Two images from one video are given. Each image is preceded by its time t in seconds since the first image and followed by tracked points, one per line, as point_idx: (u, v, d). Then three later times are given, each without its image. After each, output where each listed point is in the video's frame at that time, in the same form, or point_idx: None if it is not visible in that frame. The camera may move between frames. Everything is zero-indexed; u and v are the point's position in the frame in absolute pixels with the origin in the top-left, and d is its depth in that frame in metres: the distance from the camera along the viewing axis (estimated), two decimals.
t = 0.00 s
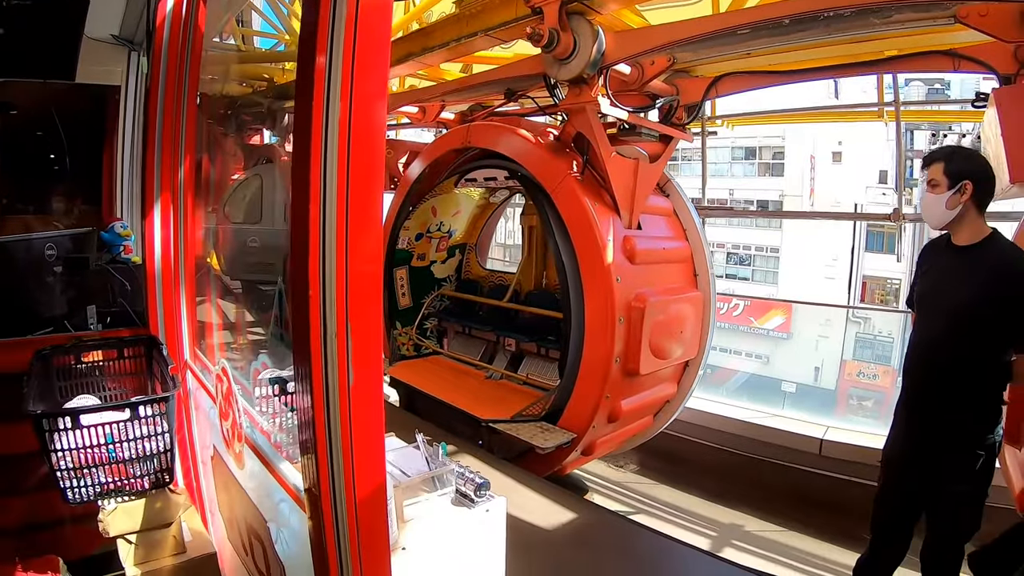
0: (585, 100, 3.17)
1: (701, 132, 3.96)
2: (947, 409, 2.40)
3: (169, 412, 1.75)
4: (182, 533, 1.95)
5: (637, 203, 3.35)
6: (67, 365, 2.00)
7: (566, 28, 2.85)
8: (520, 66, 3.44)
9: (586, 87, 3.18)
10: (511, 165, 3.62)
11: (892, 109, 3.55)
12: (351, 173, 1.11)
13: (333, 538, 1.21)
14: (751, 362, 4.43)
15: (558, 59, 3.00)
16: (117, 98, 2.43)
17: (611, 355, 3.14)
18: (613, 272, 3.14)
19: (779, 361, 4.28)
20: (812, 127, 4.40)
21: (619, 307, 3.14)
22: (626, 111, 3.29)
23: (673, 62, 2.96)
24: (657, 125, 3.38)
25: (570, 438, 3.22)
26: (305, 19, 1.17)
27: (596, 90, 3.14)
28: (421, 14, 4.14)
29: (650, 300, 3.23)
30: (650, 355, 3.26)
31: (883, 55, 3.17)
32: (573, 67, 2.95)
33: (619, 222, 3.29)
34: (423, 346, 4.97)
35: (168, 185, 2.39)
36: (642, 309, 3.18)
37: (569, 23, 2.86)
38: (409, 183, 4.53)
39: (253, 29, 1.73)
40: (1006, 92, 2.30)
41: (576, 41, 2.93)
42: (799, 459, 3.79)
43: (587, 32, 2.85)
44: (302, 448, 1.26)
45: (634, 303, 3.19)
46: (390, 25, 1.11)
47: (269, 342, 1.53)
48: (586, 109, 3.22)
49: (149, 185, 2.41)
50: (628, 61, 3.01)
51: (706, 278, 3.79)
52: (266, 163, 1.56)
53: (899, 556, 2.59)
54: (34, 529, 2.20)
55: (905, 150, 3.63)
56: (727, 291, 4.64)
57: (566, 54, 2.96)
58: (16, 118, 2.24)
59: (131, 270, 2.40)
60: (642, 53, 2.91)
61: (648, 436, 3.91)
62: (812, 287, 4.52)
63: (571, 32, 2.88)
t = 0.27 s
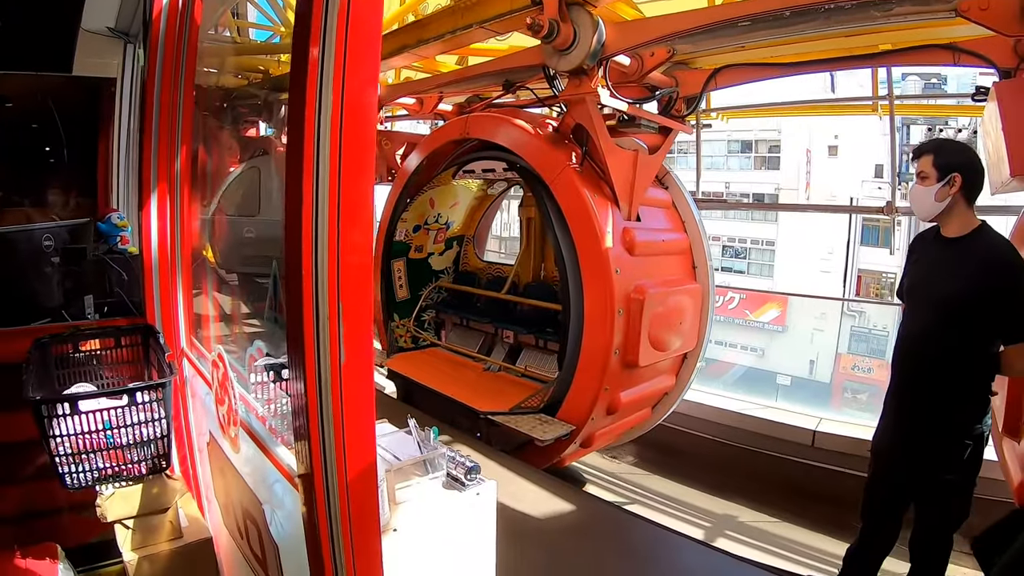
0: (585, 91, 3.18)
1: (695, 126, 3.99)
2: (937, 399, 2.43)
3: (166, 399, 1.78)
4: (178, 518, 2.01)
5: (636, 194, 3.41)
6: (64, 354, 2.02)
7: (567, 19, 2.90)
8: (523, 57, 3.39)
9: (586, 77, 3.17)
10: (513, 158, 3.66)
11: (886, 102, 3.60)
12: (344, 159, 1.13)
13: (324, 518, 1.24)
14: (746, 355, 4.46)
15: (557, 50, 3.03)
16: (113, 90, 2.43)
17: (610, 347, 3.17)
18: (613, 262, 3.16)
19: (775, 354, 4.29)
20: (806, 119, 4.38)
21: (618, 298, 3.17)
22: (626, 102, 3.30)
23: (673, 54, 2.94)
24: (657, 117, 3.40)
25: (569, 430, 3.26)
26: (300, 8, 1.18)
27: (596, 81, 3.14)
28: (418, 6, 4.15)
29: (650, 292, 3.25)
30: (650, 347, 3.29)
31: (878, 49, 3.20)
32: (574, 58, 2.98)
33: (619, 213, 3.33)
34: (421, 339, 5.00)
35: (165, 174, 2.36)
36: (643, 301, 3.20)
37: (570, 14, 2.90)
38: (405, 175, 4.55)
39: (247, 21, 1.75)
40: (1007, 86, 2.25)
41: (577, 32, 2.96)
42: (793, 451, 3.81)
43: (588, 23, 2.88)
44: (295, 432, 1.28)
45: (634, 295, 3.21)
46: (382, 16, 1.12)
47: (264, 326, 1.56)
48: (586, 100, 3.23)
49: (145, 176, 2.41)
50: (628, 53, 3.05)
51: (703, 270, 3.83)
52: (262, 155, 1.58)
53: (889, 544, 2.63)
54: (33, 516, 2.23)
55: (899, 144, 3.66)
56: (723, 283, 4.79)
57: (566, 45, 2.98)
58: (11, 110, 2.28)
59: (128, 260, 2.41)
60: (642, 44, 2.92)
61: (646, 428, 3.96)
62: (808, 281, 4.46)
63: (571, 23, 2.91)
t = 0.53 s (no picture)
0: (583, 81, 3.18)
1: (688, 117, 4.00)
2: (928, 390, 2.44)
3: (157, 389, 1.78)
4: (171, 510, 2.01)
5: (634, 186, 3.39)
6: (58, 347, 2.02)
7: (565, 9, 2.89)
8: (520, 47, 3.37)
9: (586, 67, 3.16)
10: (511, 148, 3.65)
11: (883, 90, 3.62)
12: (325, 153, 1.14)
13: (309, 508, 1.25)
14: (742, 346, 4.48)
15: (556, 39, 3.03)
16: (106, 83, 2.40)
17: (610, 339, 3.18)
18: (612, 253, 3.16)
19: (770, 346, 4.32)
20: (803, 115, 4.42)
21: (617, 290, 3.17)
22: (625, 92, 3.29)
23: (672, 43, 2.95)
24: (656, 107, 3.40)
25: (569, 423, 3.28)
26: None
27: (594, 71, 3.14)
28: None
29: (649, 285, 3.24)
30: (650, 340, 3.30)
31: (872, 40, 3.20)
32: (572, 47, 2.97)
33: (617, 202, 3.32)
34: (420, 330, 5.05)
35: (154, 168, 2.47)
36: (642, 293, 3.20)
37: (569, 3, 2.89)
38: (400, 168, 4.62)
39: (241, 13, 1.80)
40: (1008, 76, 2.25)
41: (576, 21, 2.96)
42: (787, 441, 3.83)
43: (587, 13, 2.89)
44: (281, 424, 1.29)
45: (633, 286, 3.21)
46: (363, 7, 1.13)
47: (254, 314, 1.57)
48: (584, 90, 3.22)
49: (138, 170, 2.47)
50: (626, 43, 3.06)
51: (702, 262, 3.84)
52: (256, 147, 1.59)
53: (881, 534, 2.64)
54: (29, 509, 2.24)
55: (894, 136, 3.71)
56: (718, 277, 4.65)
57: (564, 34, 2.98)
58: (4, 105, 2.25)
59: (120, 253, 2.39)
60: (642, 32, 2.90)
61: (644, 419, 3.95)
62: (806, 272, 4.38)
63: (570, 13, 2.92)
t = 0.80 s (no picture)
0: (586, 75, 3.18)
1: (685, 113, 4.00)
2: (927, 385, 2.45)
3: (156, 388, 1.77)
4: (171, 508, 2.01)
5: (639, 181, 3.41)
6: (56, 345, 2.02)
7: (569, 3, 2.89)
8: (523, 40, 3.36)
9: (590, 61, 3.17)
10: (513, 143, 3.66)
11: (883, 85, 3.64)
12: (323, 151, 1.13)
13: (309, 505, 1.25)
14: (741, 342, 4.49)
15: (560, 34, 3.03)
16: (102, 80, 2.41)
17: (614, 336, 3.18)
18: (616, 250, 3.16)
19: (768, 341, 4.33)
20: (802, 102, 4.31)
21: (621, 287, 3.17)
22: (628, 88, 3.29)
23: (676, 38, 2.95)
24: (660, 102, 3.40)
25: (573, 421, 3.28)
26: None
27: (599, 66, 3.13)
28: None
29: (653, 280, 3.25)
30: (653, 336, 3.30)
31: (870, 36, 3.20)
32: (575, 42, 2.98)
33: (623, 199, 3.35)
34: (420, 327, 5.07)
35: (155, 164, 2.40)
36: (647, 288, 3.20)
37: None
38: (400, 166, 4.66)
39: (237, 10, 1.75)
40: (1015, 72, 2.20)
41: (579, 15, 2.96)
42: (786, 436, 3.82)
43: (591, 8, 2.87)
44: (280, 422, 1.29)
45: (638, 282, 3.21)
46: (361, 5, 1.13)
47: (252, 311, 1.58)
48: (590, 84, 3.23)
49: (134, 167, 2.42)
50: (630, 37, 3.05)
51: (707, 258, 3.85)
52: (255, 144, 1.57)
53: (879, 529, 2.64)
54: (29, 508, 2.24)
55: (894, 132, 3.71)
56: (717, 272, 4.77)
57: (568, 28, 2.98)
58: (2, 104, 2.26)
59: (119, 251, 2.40)
60: (644, 28, 2.89)
61: (648, 417, 3.95)
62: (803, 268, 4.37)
63: (574, 7, 2.91)
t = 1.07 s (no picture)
0: (597, 71, 3.16)
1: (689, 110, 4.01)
2: (929, 384, 2.44)
3: (160, 384, 1.77)
4: (174, 504, 2.01)
5: (649, 179, 3.40)
6: (60, 341, 2.03)
7: None
8: (534, 35, 3.34)
9: (600, 56, 3.13)
10: (523, 140, 3.69)
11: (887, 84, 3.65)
12: (330, 148, 1.13)
13: (315, 501, 1.25)
14: (742, 338, 4.49)
15: (570, 28, 3.02)
16: (106, 75, 2.39)
17: (623, 334, 3.18)
18: (626, 248, 3.16)
19: (770, 338, 4.33)
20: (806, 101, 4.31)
21: (630, 284, 3.16)
22: (638, 84, 3.27)
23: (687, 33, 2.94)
24: (669, 98, 3.38)
25: (580, 420, 3.28)
26: None
27: (610, 61, 3.12)
28: None
29: (661, 278, 3.25)
30: (662, 335, 3.31)
31: (876, 34, 3.20)
32: (586, 37, 2.96)
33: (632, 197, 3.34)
34: (425, 325, 5.07)
35: (157, 161, 2.38)
36: (657, 286, 3.20)
37: None
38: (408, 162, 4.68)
39: (243, 7, 1.77)
40: None
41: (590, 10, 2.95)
42: (789, 434, 3.81)
43: (602, 4, 2.87)
44: (285, 418, 1.29)
45: (647, 280, 3.21)
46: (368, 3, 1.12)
47: (255, 307, 1.58)
48: (601, 80, 3.22)
49: (138, 162, 2.42)
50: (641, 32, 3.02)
51: (715, 255, 3.84)
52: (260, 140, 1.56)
53: (881, 529, 2.64)
54: (31, 503, 2.24)
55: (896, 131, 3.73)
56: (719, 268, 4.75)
57: (578, 23, 2.97)
58: (5, 99, 2.25)
59: (123, 247, 2.38)
60: (654, 25, 2.83)
61: (654, 416, 3.96)
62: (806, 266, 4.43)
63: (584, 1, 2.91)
